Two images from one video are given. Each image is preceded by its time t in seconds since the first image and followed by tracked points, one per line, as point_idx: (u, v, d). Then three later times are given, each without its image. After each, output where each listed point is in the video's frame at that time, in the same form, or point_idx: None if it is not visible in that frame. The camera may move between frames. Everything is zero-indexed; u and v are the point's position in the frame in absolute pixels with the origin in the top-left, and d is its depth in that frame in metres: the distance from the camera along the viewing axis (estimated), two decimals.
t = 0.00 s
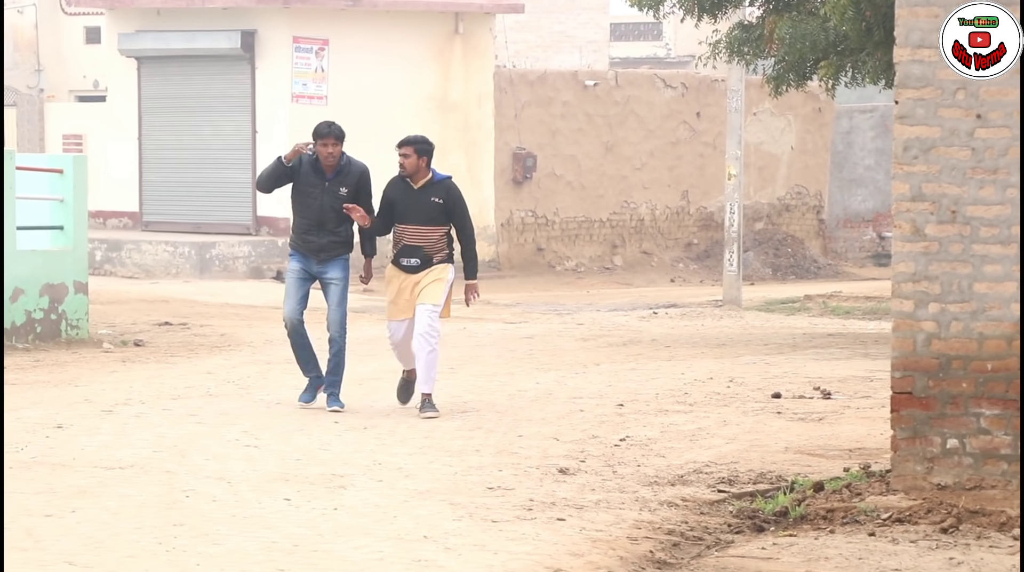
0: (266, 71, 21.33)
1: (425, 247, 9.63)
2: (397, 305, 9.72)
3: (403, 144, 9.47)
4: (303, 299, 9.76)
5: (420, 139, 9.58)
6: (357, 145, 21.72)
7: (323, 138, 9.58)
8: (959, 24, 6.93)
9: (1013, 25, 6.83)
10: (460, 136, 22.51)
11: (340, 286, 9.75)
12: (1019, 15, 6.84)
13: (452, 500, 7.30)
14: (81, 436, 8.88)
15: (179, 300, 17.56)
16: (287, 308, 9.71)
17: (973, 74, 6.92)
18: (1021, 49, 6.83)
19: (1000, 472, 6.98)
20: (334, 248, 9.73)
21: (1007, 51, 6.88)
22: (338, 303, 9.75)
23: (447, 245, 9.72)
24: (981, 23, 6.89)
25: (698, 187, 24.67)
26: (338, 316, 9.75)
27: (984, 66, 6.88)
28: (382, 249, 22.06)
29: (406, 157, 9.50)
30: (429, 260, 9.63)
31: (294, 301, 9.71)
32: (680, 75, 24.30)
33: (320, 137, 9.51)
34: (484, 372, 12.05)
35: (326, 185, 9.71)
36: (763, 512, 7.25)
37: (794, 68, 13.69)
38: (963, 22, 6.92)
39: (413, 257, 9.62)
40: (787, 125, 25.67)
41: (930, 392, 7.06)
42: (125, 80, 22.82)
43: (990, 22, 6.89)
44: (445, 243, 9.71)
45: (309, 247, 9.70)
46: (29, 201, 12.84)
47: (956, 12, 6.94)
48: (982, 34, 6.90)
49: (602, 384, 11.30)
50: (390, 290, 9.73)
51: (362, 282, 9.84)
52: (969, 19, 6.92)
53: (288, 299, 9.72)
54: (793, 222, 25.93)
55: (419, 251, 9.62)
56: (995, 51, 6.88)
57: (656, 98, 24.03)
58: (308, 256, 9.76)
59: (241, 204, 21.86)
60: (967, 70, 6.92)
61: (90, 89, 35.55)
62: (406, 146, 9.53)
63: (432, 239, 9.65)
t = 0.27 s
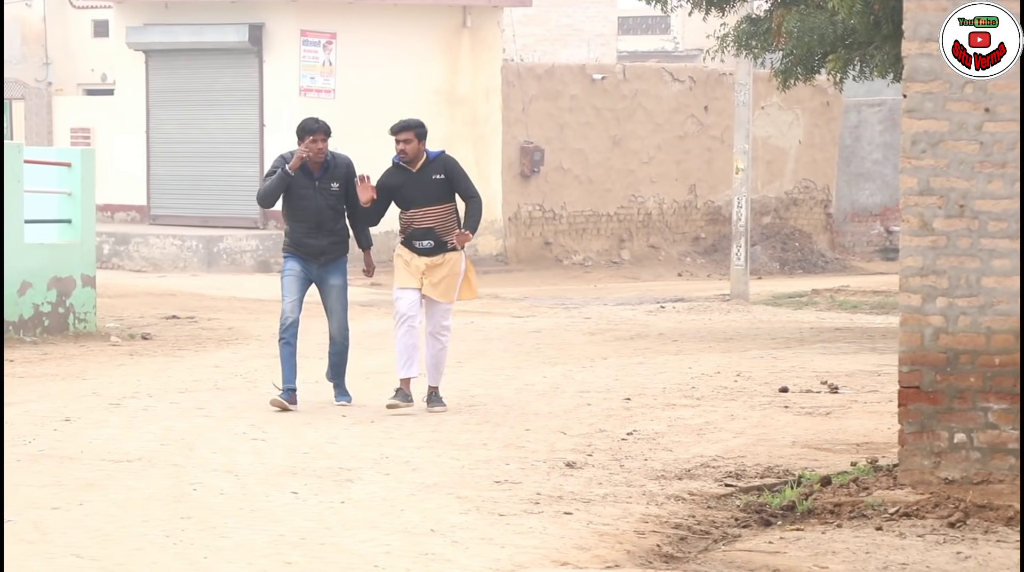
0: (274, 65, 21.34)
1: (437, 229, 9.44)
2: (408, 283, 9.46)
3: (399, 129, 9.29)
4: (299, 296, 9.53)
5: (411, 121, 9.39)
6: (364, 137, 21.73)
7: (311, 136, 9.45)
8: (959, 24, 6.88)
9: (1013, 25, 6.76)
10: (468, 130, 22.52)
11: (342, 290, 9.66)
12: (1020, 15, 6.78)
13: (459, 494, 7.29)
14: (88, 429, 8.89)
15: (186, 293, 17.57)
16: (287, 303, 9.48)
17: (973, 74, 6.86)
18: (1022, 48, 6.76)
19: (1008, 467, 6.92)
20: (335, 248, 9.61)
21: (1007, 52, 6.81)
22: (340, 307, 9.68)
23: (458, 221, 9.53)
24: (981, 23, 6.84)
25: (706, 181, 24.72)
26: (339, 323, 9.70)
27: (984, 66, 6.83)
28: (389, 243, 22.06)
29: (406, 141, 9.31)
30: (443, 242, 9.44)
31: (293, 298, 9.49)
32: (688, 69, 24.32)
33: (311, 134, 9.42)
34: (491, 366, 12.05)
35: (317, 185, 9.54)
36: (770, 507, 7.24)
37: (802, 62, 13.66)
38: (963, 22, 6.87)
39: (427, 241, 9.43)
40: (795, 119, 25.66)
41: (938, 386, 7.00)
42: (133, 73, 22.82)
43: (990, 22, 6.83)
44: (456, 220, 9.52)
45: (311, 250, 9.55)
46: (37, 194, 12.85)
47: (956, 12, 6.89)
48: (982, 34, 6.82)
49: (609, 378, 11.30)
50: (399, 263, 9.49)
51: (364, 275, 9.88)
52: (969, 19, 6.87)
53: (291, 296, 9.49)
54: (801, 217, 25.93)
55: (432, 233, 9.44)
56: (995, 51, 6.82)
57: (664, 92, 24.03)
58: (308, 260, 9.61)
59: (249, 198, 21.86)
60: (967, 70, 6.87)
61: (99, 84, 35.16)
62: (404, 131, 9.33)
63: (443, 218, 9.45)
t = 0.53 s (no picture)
0: (282, 58, 21.32)
1: (433, 237, 9.34)
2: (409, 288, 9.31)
3: (395, 134, 9.21)
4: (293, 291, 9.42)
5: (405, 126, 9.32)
6: (371, 130, 21.73)
7: (304, 118, 9.23)
8: (959, 24, 6.85)
9: (1014, 25, 6.75)
10: (477, 123, 22.49)
11: (336, 267, 9.48)
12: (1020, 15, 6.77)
13: (466, 486, 7.30)
14: (96, 420, 8.91)
15: (194, 286, 17.58)
16: (281, 306, 9.34)
17: (973, 74, 6.86)
18: (1022, 49, 6.75)
19: (1016, 461, 6.90)
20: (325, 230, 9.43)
21: (1007, 52, 6.80)
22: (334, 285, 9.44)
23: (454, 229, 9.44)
24: (981, 23, 6.82)
25: (714, 175, 24.76)
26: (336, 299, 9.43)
27: (984, 65, 6.82)
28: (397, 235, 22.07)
29: (402, 147, 9.25)
30: (440, 250, 9.36)
31: (286, 299, 9.36)
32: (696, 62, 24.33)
33: (306, 116, 9.19)
34: (499, 359, 12.05)
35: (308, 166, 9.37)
36: (777, 500, 7.24)
37: (811, 56, 13.67)
38: (964, 22, 6.85)
39: (423, 249, 9.33)
40: (803, 113, 25.67)
41: (946, 380, 6.98)
42: (142, 66, 22.83)
43: (990, 22, 6.81)
44: (452, 228, 9.44)
45: (302, 233, 9.35)
46: (45, 186, 12.88)
47: (956, 12, 6.87)
48: (982, 34, 6.81)
49: (616, 371, 11.31)
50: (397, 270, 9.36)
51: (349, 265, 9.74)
52: (969, 19, 6.84)
53: (284, 300, 9.35)
54: (808, 211, 25.93)
55: (429, 240, 9.34)
56: (994, 51, 6.80)
57: (672, 86, 24.05)
58: (298, 243, 9.40)
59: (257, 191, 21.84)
60: (967, 70, 6.87)
61: (106, 74, 35.53)
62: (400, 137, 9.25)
63: (438, 226, 9.37)
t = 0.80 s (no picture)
0: (288, 52, 21.35)
1: (431, 225, 9.12)
2: (405, 289, 9.19)
3: (396, 120, 9.02)
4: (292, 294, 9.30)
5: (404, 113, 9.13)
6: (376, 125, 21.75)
7: (313, 118, 8.98)
8: (959, 25, 6.85)
9: (1013, 25, 6.75)
10: (482, 118, 22.53)
11: (326, 270, 9.20)
12: (1019, 15, 6.77)
13: (471, 482, 7.31)
14: (102, 415, 8.93)
15: (199, 280, 17.59)
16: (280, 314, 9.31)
17: (973, 74, 6.84)
18: (1021, 49, 6.74)
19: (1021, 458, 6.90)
20: (320, 235, 9.20)
21: (1007, 51, 6.79)
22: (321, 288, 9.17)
23: (453, 218, 9.21)
24: (981, 23, 6.81)
25: (719, 170, 24.77)
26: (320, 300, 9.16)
27: (984, 65, 6.80)
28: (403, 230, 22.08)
29: (401, 133, 9.05)
30: (436, 239, 9.12)
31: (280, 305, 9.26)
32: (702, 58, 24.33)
33: (315, 116, 8.94)
34: (504, 354, 12.06)
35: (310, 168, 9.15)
36: (783, 496, 7.25)
37: (816, 52, 13.66)
38: (963, 23, 6.84)
39: (419, 237, 9.11)
40: (809, 109, 25.63)
41: (951, 377, 6.97)
42: (148, 60, 22.85)
43: (990, 22, 6.81)
44: (451, 217, 9.21)
45: (295, 236, 9.13)
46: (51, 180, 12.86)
47: (956, 12, 6.87)
48: (982, 34, 6.81)
49: (622, 366, 11.32)
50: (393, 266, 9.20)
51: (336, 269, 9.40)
52: (969, 19, 6.83)
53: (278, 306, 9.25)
54: (814, 206, 25.93)
55: (425, 229, 9.11)
56: (994, 51, 6.79)
57: (678, 81, 24.05)
58: (292, 246, 9.18)
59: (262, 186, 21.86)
60: (967, 70, 6.84)
61: (113, 69, 35.13)
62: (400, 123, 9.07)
63: (436, 215, 9.14)
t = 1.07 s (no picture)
0: (295, 53, 21.36)
1: (442, 234, 8.91)
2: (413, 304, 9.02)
3: (409, 126, 8.78)
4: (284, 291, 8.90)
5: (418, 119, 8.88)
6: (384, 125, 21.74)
7: (318, 111, 8.71)
8: (959, 25, 6.83)
9: (1013, 25, 6.73)
10: (490, 118, 22.50)
11: (329, 273, 8.90)
12: (1019, 15, 6.75)
13: (478, 482, 7.30)
14: (109, 415, 8.93)
15: (206, 281, 17.59)
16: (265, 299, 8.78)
17: (973, 75, 6.83)
18: (1022, 49, 6.72)
19: None
20: (322, 232, 8.87)
21: (1007, 51, 6.77)
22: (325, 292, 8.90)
23: (465, 226, 8.98)
24: (981, 23, 6.79)
25: (725, 171, 24.76)
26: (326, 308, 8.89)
27: (984, 65, 6.78)
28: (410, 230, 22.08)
29: (415, 139, 8.81)
30: (447, 247, 8.90)
31: (272, 293, 8.79)
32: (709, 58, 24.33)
33: (320, 109, 8.67)
34: (510, 355, 12.06)
35: (313, 163, 8.88)
36: (790, 497, 7.24)
37: (823, 52, 13.65)
38: (963, 22, 6.83)
39: (428, 245, 8.90)
40: (816, 109, 25.65)
41: (958, 377, 6.96)
42: (155, 61, 22.88)
43: (990, 22, 6.79)
44: (463, 225, 8.99)
45: (297, 230, 8.80)
46: (59, 180, 12.89)
47: (956, 12, 6.87)
48: (982, 34, 6.77)
49: (628, 367, 11.31)
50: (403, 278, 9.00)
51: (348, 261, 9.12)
52: (969, 19, 6.83)
53: (269, 293, 8.78)
54: (821, 207, 25.92)
55: (435, 237, 8.90)
56: (994, 51, 6.77)
57: (685, 81, 24.05)
58: (293, 242, 8.84)
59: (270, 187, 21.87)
60: (967, 70, 6.83)
61: (120, 70, 35.05)
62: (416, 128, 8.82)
63: (448, 222, 8.91)
